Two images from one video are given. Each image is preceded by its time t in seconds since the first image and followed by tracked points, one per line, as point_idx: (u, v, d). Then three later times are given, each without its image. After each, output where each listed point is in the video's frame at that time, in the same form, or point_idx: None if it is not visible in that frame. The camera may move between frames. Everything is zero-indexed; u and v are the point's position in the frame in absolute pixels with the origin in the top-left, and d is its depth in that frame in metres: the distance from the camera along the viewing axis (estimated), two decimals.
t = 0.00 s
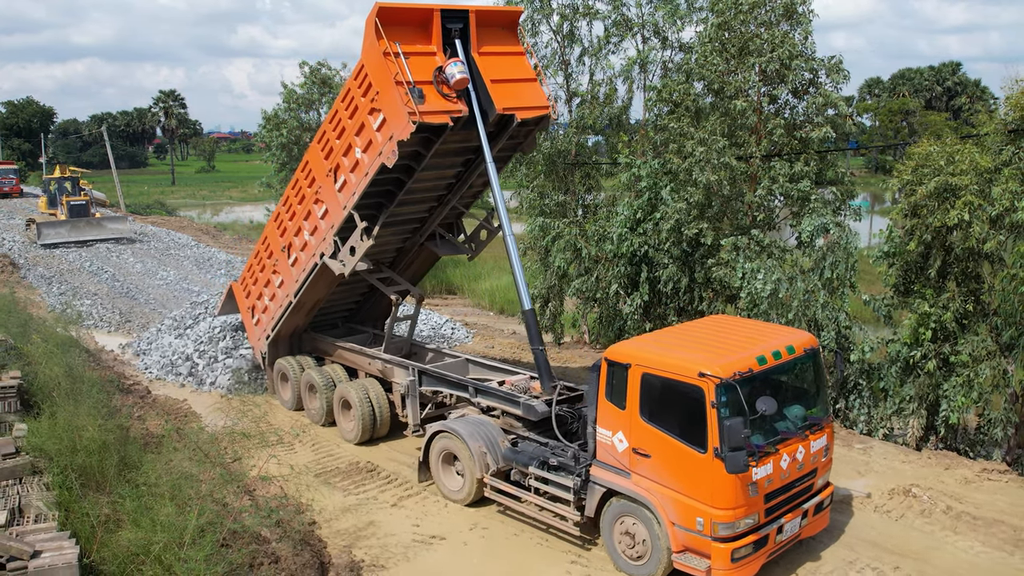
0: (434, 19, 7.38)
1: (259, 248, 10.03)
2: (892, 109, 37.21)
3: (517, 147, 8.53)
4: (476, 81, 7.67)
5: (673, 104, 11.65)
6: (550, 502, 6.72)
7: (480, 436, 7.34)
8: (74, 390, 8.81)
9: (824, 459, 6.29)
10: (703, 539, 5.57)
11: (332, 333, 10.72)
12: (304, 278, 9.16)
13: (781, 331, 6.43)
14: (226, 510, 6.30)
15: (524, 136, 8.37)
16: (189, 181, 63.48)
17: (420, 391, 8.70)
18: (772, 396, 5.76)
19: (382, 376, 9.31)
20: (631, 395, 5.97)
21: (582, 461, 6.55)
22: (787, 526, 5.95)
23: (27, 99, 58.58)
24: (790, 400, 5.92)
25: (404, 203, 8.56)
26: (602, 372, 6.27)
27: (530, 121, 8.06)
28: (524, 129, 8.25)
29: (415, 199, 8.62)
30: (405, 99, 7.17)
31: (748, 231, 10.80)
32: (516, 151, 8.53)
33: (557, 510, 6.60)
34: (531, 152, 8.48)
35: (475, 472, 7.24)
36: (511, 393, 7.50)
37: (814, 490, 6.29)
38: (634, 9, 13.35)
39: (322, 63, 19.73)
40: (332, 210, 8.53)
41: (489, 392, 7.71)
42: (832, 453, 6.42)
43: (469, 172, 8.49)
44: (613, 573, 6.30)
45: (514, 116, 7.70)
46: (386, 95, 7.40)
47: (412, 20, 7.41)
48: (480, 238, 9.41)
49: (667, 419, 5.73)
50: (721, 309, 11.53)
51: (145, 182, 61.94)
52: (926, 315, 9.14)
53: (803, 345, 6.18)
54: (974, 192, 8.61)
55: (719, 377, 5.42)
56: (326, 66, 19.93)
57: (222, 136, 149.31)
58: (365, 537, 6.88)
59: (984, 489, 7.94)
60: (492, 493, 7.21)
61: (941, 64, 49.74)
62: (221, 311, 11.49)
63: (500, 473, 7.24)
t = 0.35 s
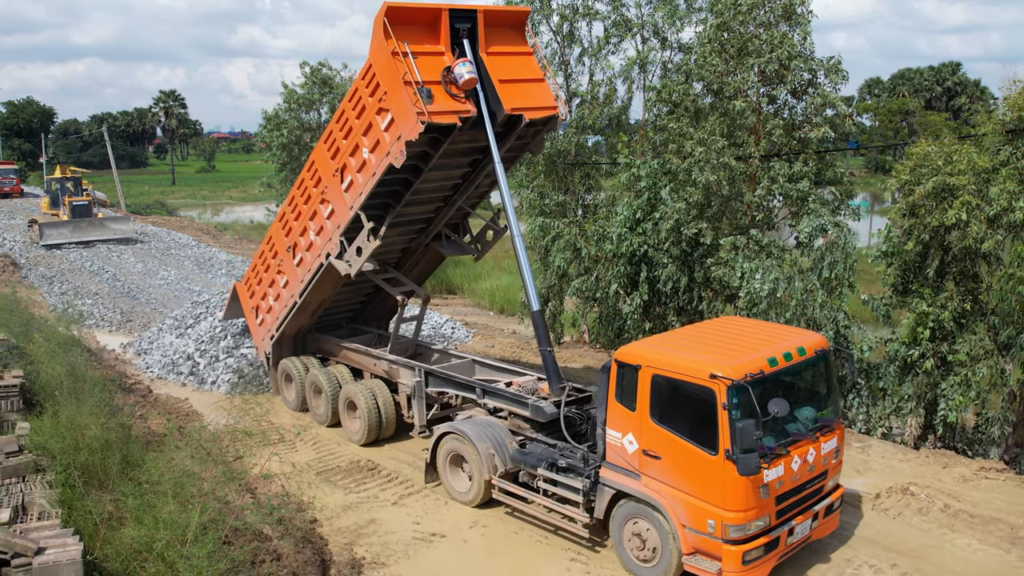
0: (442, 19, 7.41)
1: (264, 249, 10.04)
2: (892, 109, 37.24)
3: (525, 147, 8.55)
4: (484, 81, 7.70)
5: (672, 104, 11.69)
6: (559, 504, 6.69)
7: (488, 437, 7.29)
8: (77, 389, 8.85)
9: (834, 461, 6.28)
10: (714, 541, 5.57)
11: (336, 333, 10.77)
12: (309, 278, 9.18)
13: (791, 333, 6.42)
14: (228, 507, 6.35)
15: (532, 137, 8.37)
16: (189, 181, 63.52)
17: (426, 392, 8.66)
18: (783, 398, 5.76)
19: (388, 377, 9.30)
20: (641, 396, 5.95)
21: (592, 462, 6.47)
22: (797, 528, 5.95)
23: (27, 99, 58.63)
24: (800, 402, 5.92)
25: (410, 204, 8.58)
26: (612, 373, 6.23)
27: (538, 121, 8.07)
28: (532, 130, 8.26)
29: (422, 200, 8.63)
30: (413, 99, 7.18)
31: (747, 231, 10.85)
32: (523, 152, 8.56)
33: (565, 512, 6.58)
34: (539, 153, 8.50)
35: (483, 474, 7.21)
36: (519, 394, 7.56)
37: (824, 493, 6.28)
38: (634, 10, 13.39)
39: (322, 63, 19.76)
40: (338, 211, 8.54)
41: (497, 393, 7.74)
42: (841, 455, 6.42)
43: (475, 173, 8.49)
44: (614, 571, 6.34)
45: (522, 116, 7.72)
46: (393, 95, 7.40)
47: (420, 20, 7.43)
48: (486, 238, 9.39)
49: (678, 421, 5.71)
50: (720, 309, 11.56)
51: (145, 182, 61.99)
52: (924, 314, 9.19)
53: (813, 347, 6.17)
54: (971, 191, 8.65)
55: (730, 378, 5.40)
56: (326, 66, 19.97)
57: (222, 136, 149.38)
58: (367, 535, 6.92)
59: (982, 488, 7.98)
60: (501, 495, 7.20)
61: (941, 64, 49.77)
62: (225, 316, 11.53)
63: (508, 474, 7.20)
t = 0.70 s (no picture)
0: (449, 19, 7.38)
1: (269, 249, 10.04)
2: (891, 109, 37.32)
3: (531, 148, 8.54)
4: (491, 82, 7.69)
5: (672, 104, 11.73)
6: (568, 505, 6.66)
7: (495, 437, 7.29)
8: (79, 388, 8.90)
9: (844, 461, 6.21)
10: (724, 541, 5.50)
11: (340, 333, 10.77)
12: (314, 279, 9.18)
13: (799, 332, 6.37)
14: (230, 504, 6.42)
15: (539, 137, 8.35)
16: (189, 182, 63.61)
17: (433, 393, 8.65)
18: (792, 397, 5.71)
19: (393, 377, 9.26)
20: (650, 397, 5.92)
21: (601, 463, 6.47)
22: (807, 529, 5.87)
23: (27, 99, 58.70)
24: (810, 401, 5.86)
25: (416, 205, 8.58)
26: (621, 373, 6.19)
27: (545, 121, 8.06)
28: (538, 130, 8.25)
29: (428, 200, 8.62)
30: (421, 100, 7.16)
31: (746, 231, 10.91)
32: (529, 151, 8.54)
33: (574, 513, 6.54)
34: (545, 153, 8.49)
35: (490, 475, 7.19)
36: (526, 395, 7.49)
37: (834, 492, 6.21)
38: (633, 10, 13.43)
39: (322, 63, 19.79)
40: (344, 211, 8.54)
41: (504, 395, 7.70)
42: (851, 455, 6.35)
43: (481, 172, 8.49)
44: (614, 568, 6.38)
45: (530, 116, 7.71)
46: (401, 95, 7.39)
47: (426, 19, 7.42)
48: (492, 239, 9.43)
49: (687, 421, 5.67)
50: (719, 308, 11.61)
51: (145, 182, 62.08)
52: (922, 313, 9.24)
53: (822, 347, 6.12)
54: (968, 191, 8.70)
55: (740, 378, 5.35)
56: (326, 66, 20.02)
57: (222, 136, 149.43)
58: (368, 532, 6.97)
59: (978, 485, 8.04)
60: (508, 496, 7.18)
61: (941, 64, 49.83)
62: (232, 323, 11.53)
63: (515, 476, 7.20)
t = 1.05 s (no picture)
0: (457, 19, 7.41)
1: (274, 249, 10.04)
2: (891, 109, 37.41)
3: (538, 148, 8.53)
4: (499, 82, 7.69)
5: (670, 105, 11.80)
6: (576, 506, 6.64)
7: (502, 438, 7.32)
8: (82, 386, 8.98)
9: (852, 459, 6.21)
10: (733, 540, 5.49)
11: (345, 334, 10.70)
12: (320, 279, 9.18)
13: (805, 330, 6.39)
14: (231, 500, 6.50)
15: (545, 138, 8.34)
16: (190, 182, 63.70)
17: (439, 393, 8.68)
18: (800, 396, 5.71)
19: (399, 378, 9.26)
20: (658, 396, 5.93)
21: (609, 463, 6.49)
22: (816, 527, 5.86)
23: (28, 99, 58.74)
24: (817, 400, 5.86)
25: (423, 204, 8.61)
26: (628, 373, 6.20)
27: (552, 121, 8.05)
28: (545, 130, 8.25)
29: (435, 200, 8.64)
30: (429, 100, 7.17)
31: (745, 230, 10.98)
32: (536, 152, 8.54)
33: (583, 513, 6.53)
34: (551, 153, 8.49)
35: (498, 475, 7.20)
36: (533, 395, 7.50)
37: (842, 491, 6.20)
38: (632, 11, 13.50)
39: (323, 63, 19.84)
40: (350, 211, 8.55)
41: (511, 395, 7.73)
42: (860, 453, 6.35)
43: (487, 173, 8.45)
44: (613, 564, 6.45)
45: (538, 116, 7.69)
46: (409, 95, 7.41)
47: (434, 19, 7.43)
48: (498, 239, 9.38)
49: (695, 420, 5.68)
50: (718, 308, 11.67)
51: (145, 182, 62.16)
52: (919, 312, 9.31)
53: (829, 345, 6.15)
54: (964, 191, 8.77)
55: (748, 377, 5.37)
56: (326, 67, 20.07)
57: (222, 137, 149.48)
58: (368, 528, 7.03)
59: (974, 483, 8.11)
60: (516, 496, 7.18)
61: (941, 64, 49.89)
62: (244, 340, 11.23)
63: (523, 476, 7.20)
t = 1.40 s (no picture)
0: (464, 19, 7.39)
1: (279, 249, 10.01)
2: (891, 109, 37.47)
3: (545, 149, 8.53)
4: (506, 82, 7.70)
5: (668, 105, 11.89)
6: (585, 507, 6.62)
7: (511, 439, 7.28)
8: (84, 384, 9.06)
9: (861, 458, 6.17)
10: (744, 542, 5.43)
11: (350, 334, 10.72)
12: (325, 279, 9.14)
13: (813, 329, 6.37)
14: (232, 496, 6.59)
15: (552, 138, 8.33)
16: (190, 181, 63.77)
17: (445, 394, 8.55)
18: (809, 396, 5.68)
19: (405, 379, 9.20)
20: (666, 399, 5.88)
21: (619, 464, 6.41)
22: (827, 528, 5.81)
23: (28, 99, 58.83)
24: (825, 399, 5.83)
25: (429, 204, 8.54)
26: (636, 375, 6.15)
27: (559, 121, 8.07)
28: (552, 130, 8.22)
29: (441, 201, 8.59)
30: (437, 100, 7.15)
31: (742, 230, 11.05)
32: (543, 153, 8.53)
33: (592, 514, 6.52)
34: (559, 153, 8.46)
35: (507, 477, 7.18)
36: (541, 396, 7.48)
37: (852, 490, 6.16)
38: (631, 12, 13.56)
39: (323, 64, 19.89)
40: (356, 211, 8.50)
41: (519, 396, 7.66)
42: (869, 451, 6.32)
43: (494, 173, 8.46)
44: (609, 560, 6.51)
45: (544, 117, 7.72)
46: (416, 95, 7.38)
47: (441, 19, 7.41)
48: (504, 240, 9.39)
49: (704, 422, 5.63)
50: (716, 307, 11.74)
51: (146, 182, 62.24)
52: (914, 311, 9.35)
53: (837, 344, 6.11)
54: (959, 191, 8.84)
55: (757, 378, 5.32)
56: (327, 67, 20.13)
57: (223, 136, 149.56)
58: (368, 525, 7.10)
59: (968, 480, 8.18)
60: (524, 498, 7.15)
61: (941, 64, 49.97)
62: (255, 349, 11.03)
63: (531, 478, 7.19)
